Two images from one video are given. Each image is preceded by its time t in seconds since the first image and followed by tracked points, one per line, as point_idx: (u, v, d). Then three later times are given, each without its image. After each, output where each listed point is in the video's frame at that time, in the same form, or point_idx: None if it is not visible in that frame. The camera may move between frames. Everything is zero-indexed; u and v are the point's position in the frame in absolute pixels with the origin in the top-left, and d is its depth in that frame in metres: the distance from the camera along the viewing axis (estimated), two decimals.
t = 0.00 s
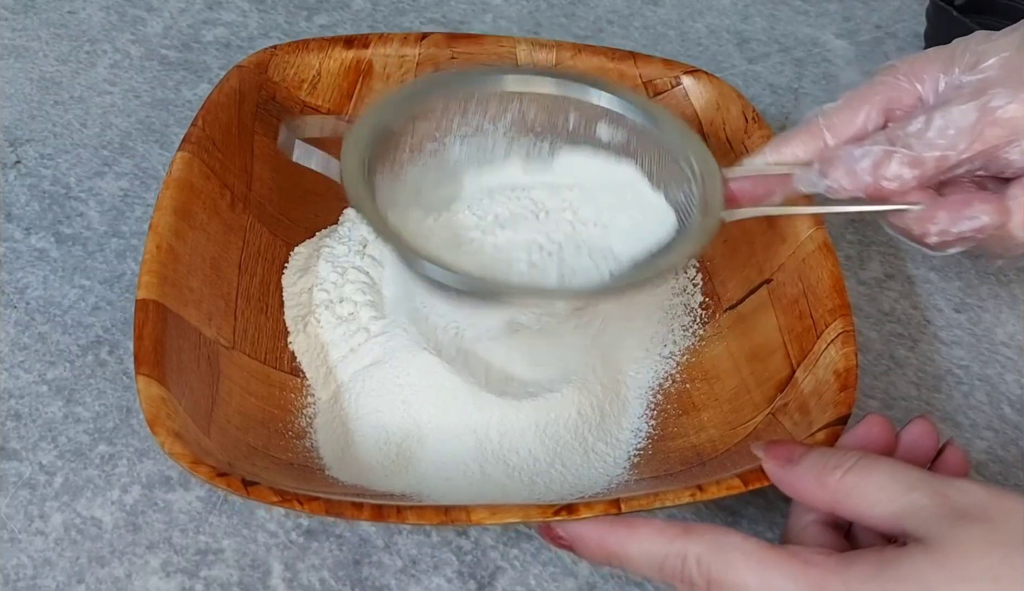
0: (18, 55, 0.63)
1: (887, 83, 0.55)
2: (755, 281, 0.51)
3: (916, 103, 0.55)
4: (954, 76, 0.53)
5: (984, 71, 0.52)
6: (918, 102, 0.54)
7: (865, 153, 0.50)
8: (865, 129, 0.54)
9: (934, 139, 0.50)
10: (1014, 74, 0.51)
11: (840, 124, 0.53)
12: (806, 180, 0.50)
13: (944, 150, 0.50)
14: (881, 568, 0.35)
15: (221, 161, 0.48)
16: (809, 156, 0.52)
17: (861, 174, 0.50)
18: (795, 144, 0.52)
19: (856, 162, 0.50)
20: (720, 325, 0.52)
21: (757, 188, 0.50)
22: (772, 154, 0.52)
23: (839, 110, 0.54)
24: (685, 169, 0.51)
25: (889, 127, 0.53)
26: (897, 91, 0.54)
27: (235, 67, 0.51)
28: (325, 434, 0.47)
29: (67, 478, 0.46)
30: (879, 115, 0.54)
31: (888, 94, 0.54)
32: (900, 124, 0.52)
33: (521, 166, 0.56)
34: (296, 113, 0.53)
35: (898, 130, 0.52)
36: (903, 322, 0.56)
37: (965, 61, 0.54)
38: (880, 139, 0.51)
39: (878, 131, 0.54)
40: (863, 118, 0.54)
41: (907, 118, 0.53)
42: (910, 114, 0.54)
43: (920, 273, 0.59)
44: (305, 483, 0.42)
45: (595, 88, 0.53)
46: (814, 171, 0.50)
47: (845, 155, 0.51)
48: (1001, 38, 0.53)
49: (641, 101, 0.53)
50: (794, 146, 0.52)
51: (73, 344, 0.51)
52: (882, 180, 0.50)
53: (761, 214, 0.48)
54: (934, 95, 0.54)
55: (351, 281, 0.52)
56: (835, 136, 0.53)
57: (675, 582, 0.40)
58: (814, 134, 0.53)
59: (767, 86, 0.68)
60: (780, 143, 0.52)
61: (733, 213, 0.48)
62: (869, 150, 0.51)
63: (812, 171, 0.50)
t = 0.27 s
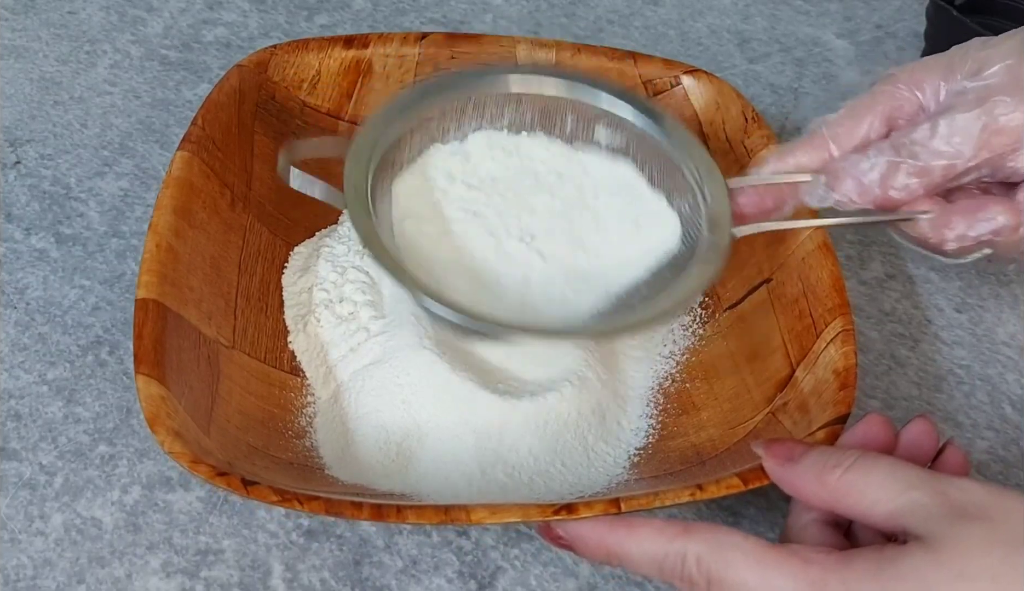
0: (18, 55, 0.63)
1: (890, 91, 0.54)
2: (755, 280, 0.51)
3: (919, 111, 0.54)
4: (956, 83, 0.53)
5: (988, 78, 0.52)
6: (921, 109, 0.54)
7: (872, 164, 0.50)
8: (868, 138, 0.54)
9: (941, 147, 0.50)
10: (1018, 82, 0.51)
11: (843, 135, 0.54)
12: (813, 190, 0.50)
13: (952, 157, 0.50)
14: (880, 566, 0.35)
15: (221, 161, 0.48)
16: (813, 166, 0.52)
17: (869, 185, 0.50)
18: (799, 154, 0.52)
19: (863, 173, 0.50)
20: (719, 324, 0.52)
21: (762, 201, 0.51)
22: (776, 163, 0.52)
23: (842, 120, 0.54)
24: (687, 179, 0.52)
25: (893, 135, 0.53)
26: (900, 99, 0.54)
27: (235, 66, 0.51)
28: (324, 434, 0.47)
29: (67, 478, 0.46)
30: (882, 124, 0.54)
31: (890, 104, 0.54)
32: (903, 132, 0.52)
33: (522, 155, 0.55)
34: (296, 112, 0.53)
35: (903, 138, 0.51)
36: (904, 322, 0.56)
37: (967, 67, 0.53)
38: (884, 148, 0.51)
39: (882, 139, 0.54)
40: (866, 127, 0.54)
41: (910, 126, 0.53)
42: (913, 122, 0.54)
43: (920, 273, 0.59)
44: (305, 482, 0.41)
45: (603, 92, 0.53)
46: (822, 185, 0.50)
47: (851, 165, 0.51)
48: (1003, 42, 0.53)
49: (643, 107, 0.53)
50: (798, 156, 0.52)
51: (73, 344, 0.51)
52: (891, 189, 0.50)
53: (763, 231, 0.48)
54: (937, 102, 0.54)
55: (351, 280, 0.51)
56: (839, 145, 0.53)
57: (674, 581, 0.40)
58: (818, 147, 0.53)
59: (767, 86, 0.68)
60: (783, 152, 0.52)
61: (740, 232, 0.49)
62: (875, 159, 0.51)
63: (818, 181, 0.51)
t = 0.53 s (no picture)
0: (18, 55, 0.63)
1: (890, 76, 0.54)
2: (755, 280, 0.51)
3: (917, 98, 0.54)
4: (956, 72, 0.53)
5: (985, 70, 0.52)
6: (919, 96, 0.54)
7: (863, 146, 0.51)
8: (864, 123, 0.54)
9: (932, 136, 0.51)
10: (1014, 75, 0.51)
11: (841, 117, 0.53)
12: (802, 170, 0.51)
13: (941, 146, 0.50)
14: (880, 565, 0.35)
15: (220, 161, 0.48)
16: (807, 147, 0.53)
17: (857, 167, 0.50)
18: (796, 134, 0.53)
19: (852, 155, 0.50)
20: (719, 323, 0.52)
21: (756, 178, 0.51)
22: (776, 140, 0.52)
23: (840, 102, 0.54)
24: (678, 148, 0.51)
25: (889, 120, 0.53)
26: (899, 84, 0.54)
27: (234, 65, 0.51)
28: (324, 431, 0.47)
29: (67, 478, 0.46)
30: (880, 107, 0.54)
31: (889, 88, 0.54)
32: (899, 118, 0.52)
33: (515, 142, 0.56)
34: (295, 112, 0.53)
35: (897, 125, 0.52)
36: (903, 322, 0.56)
37: (967, 58, 0.53)
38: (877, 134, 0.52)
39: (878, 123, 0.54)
40: (863, 110, 0.54)
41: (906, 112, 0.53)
42: (909, 109, 0.54)
43: (920, 273, 0.59)
44: (304, 481, 0.41)
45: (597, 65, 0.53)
46: (812, 161, 0.51)
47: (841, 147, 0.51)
48: (1005, 37, 0.53)
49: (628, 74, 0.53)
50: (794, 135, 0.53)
51: (73, 344, 0.51)
52: (879, 174, 0.51)
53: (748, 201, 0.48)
54: (935, 91, 0.54)
55: (350, 280, 0.52)
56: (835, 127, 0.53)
57: (674, 580, 0.40)
58: (816, 125, 0.53)
59: (767, 86, 0.68)
60: (784, 130, 0.53)
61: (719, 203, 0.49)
62: (867, 142, 0.51)
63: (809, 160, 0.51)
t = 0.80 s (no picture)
0: (18, 55, 0.63)
1: (898, 75, 0.55)
2: (754, 279, 0.51)
3: (926, 94, 0.55)
4: (963, 65, 0.53)
5: (994, 59, 0.52)
6: (928, 94, 0.55)
7: (880, 144, 0.51)
8: (877, 121, 0.54)
9: (949, 128, 0.51)
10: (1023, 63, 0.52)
11: (852, 118, 0.54)
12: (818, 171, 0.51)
13: (960, 137, 0.51)
14: (879, 565, 0.35)
15: (220, 160, 0.48)
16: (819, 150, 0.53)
17: (877, 165, 0.51)
18: (808, 138, 0.53)
19: (871, 153, 0.51)
20: (719, 323, 0.52)
21: (772, 181, 0.51)
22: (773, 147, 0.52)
23: (851, 104, 0.55)
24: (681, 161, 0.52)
25: (902, 117, 0.53)
26: (907, 82, 0.55)
27: (235, 65, 0.51)
28: (322, 431, 0.47)
29: (67, 478, 0.46)
30: (891, 106, 0.54)
31: (898, 85, 0.54)
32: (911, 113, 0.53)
33: (510, 131, 0.55)
34: (295, 111, 0.53)
35: (911, 120, 0.52)
36: (903, 322, 0.56)
37: (973, 51, 0.54)
38: (892, 130, 0.52)
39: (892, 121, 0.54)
40: (875, 109, 0.54)
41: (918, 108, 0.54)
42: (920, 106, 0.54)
43: (920, 273, 0.59)
44: (304, 481, 0.41)
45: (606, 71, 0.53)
46: (830, 163, 0.50)
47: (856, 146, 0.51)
48: (1009, 28, 0.53)
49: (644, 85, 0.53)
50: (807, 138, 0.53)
51: (73, 344, 0.51)
52: (899, 171, 0.51)
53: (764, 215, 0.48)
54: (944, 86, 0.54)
55: (351, 279, 0.52)
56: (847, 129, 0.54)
57: (673, 580, 0.40)
58: (827, 130, 0.54)
59: (767, 86, 0.68)
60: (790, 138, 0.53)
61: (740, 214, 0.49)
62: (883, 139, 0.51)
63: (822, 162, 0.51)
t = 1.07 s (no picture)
0: (18, 55, 0.63)
1: (894, 62, 0.54)
2: (754, 279, 0.50)
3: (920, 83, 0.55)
4: (960, 59, 0.53)
5: (990, 55, 0.52)
6: (922, 82, 0.55)
7: (867, 130, 0.51)
8: (869, 106, 0.54)
9: (935, 121, 0.51)
10: (1018, 61, 0.51)
11: (846, 100, 0.54)
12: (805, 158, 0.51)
13: (946, 131, 0.51)
14: (880, 566, 0.35)
15: (220, 160, 0.48)
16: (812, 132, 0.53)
17: (860, 151, 0.51)
18: (801, 118, 0.53)
19: (855, 138, 0.51)
20: (719, 323, 0.51)
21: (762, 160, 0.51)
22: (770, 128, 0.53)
23: (845, 88, 0.55)
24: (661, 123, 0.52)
25: (894, 104, 0.53)
26: (903, 69, 0.54)
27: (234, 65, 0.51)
28: (323, 430, 0.47)
29: (67, 478, 0.46)
30: (885, 92, 0.54)
31: (893, 72, 0.54)
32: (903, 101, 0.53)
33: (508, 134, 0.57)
34: (294, 111, 0.53)
35: (900, 109, 0.52)
36: (904, 322, 0.56)
37: (971, 44, 0.53)
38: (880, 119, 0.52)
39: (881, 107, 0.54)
40: (868, 94, 0.54)
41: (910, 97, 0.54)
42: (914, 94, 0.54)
43: (920, 273, 0.59)
44: (303, 481, 0.41)
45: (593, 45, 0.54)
46: (815, 146, 0.51)
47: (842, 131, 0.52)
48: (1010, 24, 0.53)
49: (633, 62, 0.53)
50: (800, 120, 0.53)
51: (73, 344, 0.51)
52: (881, 157, 0.51)
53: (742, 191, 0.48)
54: (939, 77, 0.54)
55: (351, 279, 0.52)
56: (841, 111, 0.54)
57: (674, 580, 0.40)
58: (819, 110, 0.54)
59: (767, 86, 0.68)
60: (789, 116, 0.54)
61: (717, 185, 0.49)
62: (871, 127, 0.51)
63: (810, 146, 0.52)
